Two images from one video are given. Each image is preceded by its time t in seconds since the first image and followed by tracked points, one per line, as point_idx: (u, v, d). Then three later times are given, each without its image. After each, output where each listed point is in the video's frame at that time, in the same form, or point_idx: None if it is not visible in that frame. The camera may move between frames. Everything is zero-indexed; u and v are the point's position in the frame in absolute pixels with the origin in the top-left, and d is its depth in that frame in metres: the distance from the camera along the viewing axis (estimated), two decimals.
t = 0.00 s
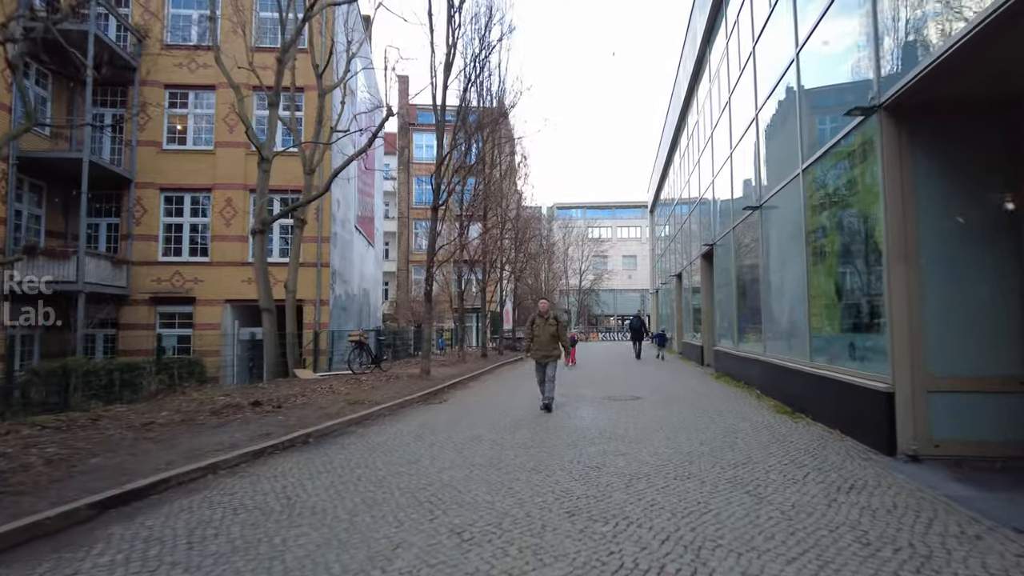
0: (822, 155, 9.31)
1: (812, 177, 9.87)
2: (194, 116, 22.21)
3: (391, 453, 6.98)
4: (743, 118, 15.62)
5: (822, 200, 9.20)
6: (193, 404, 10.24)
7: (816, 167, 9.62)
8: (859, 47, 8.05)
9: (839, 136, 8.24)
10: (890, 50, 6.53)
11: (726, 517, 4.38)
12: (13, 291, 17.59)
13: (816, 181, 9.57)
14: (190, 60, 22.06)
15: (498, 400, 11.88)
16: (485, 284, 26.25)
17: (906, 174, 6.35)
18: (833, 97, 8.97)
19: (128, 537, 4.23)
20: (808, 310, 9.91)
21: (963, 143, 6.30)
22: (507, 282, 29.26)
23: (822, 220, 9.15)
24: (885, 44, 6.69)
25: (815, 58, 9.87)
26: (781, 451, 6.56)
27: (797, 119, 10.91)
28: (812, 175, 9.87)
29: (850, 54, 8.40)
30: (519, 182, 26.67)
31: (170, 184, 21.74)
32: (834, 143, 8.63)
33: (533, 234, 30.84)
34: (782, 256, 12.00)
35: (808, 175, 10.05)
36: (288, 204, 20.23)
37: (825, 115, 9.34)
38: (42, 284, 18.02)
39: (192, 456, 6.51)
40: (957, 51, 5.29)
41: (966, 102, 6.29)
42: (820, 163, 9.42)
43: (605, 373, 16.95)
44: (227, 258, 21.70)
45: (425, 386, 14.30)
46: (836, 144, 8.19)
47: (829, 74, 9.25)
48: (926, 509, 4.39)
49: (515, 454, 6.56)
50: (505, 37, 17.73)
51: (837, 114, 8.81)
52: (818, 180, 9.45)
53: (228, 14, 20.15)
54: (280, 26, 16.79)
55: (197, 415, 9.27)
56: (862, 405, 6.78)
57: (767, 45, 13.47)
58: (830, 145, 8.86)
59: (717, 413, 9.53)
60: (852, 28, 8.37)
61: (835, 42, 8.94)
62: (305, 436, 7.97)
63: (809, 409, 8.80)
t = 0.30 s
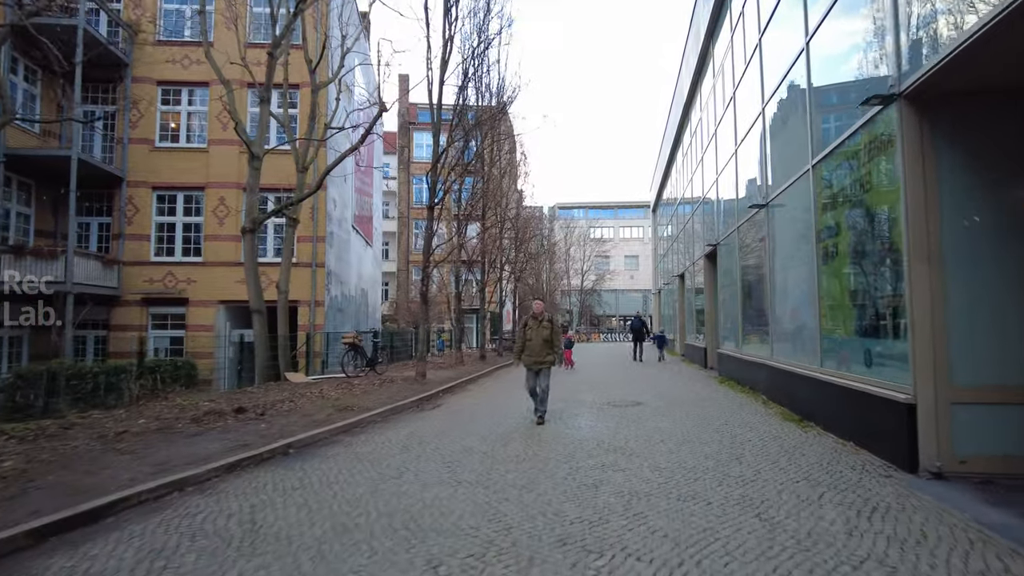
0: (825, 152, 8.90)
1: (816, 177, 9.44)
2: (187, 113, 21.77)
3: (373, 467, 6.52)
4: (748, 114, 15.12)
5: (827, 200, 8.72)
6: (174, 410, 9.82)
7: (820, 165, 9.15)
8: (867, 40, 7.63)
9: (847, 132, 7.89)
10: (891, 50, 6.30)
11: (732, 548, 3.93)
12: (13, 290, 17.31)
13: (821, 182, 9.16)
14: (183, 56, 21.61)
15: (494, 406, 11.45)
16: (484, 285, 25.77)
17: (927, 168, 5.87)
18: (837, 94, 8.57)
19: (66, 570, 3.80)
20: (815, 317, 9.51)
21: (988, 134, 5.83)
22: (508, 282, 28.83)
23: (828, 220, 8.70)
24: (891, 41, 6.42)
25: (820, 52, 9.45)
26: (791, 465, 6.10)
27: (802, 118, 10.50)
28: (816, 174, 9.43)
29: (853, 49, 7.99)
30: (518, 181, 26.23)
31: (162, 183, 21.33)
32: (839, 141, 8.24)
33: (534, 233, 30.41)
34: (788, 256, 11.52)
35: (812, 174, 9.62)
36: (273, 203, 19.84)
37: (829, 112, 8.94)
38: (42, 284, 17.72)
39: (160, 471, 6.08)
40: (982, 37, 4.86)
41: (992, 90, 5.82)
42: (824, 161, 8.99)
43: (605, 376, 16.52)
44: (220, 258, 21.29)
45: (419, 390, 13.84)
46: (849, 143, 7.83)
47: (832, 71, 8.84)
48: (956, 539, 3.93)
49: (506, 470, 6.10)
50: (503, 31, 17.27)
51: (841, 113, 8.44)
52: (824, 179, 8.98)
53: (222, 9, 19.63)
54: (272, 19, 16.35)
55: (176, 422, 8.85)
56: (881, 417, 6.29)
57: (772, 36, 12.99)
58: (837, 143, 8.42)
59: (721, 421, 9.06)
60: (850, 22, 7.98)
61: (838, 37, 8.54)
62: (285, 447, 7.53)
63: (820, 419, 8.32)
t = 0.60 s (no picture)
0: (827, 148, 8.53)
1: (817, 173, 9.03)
2: (177, 108, 21.29)
3: (348, 474, 6.08)
4: (750, 105, 14.65)
5: (833, 191, 8.27)
6: (149, 412, 9.36)
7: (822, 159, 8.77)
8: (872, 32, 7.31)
9: (850, 125, 7.55)
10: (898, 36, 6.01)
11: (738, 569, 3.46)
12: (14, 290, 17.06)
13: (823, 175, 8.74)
14: (173, 50, 21.13)
15: (485, 407, 10.99)
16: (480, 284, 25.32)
17: (947, 148, 5.41)
18: (838, 90, 8.23)
19: None
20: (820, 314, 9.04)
21: (1013, 112, 5.38)
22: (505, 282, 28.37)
23: (832, 214, 8.27)
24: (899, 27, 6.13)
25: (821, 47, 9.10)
26: (799, 472, 5.64)
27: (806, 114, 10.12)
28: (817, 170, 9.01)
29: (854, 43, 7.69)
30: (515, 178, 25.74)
31: (151, 179, 20.88)
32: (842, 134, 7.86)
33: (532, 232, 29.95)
34: (790, 252, 11.11)
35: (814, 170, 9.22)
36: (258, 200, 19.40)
37: (830, 109, 8.56)
38: (42, 284, 17.53)
39: (117, 478, 5.61)
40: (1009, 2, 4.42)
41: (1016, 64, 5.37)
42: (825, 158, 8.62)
43: (603, 376, 16.06)
44: (210, 256, 20.83)
45: (410, 391, 13.38)
46: (855, 132, 7.40)
47: (833, 68, 8.51)
48: (990, 560, 3.47)
49: (490, 477, 5.65)
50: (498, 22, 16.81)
51: (839, 111, 8.11)
52: (829, 169, 8.53)
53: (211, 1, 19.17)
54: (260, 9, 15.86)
55: (147, 425, 8.39)
56: (897, 419, 5.82)
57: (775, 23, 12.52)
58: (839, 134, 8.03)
59: (723, 423, 8.59)
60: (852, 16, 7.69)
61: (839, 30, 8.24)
62: (258, 451, 7.07)
63: (829, 422, 7.85)
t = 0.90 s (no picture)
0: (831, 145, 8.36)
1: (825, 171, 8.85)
2: (167, 104, 20.79)
3: (322, 490, 5.59)
4: (755, 98, 14.13)
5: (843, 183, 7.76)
6: (122, 419, 8.86)
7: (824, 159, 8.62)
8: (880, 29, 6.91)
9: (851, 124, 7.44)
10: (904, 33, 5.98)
11: None
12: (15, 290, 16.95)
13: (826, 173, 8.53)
14: (162, 44, 20.60)
15: (478, 412, 10.49)
16: (478, 284, 24.84)
17: (978, 134, 4.92)
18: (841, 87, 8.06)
19: None
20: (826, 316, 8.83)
21: None
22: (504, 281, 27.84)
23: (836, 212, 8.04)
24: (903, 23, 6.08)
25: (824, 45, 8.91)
26: (814, 489, 5.16)
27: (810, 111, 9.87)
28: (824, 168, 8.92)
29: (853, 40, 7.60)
30: (513, 175, 25.29)
31: (140, 176, 20.38)
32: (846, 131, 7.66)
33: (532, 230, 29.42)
34: (793, 251, 10.81)
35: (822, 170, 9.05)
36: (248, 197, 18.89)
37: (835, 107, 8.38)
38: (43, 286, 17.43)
39: (67, 496, 5.12)
40: None
41: None
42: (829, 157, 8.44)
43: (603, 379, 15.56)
44: (201, 255, 20.35)
45: (401, 395, 12.88)
46: (859, 128, 7.23)
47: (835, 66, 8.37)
48: None
49: (475, 495, 5.16)
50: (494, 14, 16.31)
51: (842, 109, 7.95)
52: (839, 160, 8.01)
53: None
54: None
55: (117, 433, 7.89)
56: (911, 425, 5.58)
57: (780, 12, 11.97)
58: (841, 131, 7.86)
59: (728, 431, 8.10)
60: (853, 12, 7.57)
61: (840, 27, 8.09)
62: (230, 463, 6.58)
63: (840, 429, 7.50)
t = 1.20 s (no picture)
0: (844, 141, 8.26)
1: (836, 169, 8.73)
2: (160, 98, 20.36)
3: (295, 506, 5.11)
4: (763, 88, 13.61)
5: (863, 175, 7.35)
6: (97, 423, 8.41)
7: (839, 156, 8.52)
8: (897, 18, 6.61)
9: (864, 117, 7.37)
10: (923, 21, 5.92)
11: None
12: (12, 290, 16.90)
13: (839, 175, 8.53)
14: (154, 37, 20.15)
15: (473, 416, 10.00)
16: (478, 282, 24.36)
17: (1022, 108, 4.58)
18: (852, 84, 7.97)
19: None
20: (835, 315, 8.68)
21: None
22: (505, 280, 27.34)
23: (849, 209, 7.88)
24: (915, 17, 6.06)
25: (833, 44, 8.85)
26: (835, 506, 4.67)
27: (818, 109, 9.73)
28: (834, 166, 8.79)
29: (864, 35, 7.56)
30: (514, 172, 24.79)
31: (132, 172, 19.96)
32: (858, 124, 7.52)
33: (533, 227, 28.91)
34: (799, 248, 10.54)
35: (830, 167, 8.92)
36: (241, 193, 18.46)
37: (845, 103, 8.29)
38: (42, 284, 17.64)
39: (14, 513, 4.66)
40: None
41: None
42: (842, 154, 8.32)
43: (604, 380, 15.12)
44: (194, 252, 19.93)
45: (395, 397, 12.43)
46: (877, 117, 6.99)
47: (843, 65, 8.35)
48: None
49: (461, 513, 4.70)
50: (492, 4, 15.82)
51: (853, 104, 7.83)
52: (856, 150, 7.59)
53: None
54: None
55: (87, 438, 7.45)
56: (924, 431, 5.42)
57: None
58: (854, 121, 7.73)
59: (736, 437, 7.61)
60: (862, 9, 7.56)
61: (849, 24, 8.03)
62: (200, 473, 6.10)
63: (852, 437, 7.20)
